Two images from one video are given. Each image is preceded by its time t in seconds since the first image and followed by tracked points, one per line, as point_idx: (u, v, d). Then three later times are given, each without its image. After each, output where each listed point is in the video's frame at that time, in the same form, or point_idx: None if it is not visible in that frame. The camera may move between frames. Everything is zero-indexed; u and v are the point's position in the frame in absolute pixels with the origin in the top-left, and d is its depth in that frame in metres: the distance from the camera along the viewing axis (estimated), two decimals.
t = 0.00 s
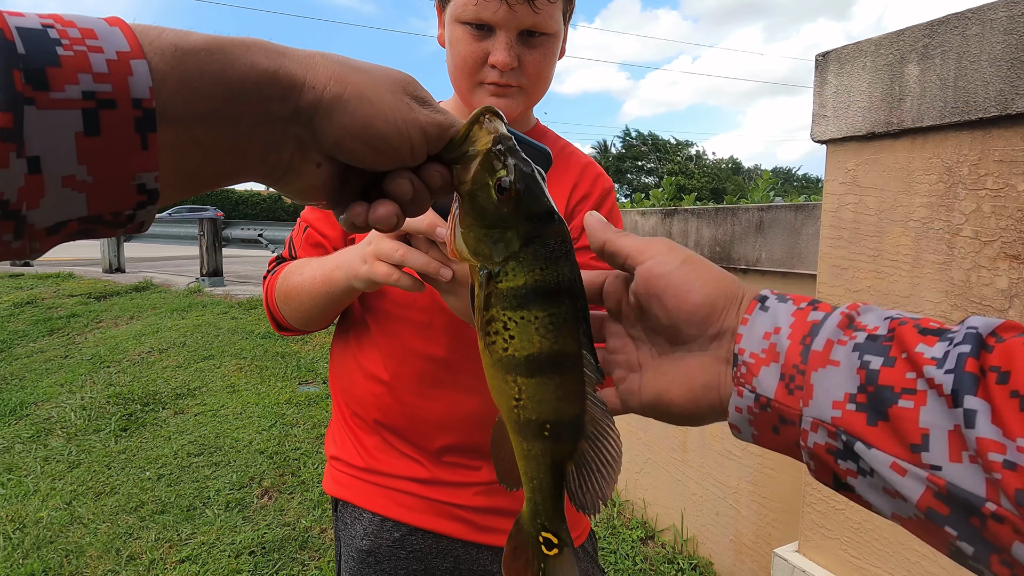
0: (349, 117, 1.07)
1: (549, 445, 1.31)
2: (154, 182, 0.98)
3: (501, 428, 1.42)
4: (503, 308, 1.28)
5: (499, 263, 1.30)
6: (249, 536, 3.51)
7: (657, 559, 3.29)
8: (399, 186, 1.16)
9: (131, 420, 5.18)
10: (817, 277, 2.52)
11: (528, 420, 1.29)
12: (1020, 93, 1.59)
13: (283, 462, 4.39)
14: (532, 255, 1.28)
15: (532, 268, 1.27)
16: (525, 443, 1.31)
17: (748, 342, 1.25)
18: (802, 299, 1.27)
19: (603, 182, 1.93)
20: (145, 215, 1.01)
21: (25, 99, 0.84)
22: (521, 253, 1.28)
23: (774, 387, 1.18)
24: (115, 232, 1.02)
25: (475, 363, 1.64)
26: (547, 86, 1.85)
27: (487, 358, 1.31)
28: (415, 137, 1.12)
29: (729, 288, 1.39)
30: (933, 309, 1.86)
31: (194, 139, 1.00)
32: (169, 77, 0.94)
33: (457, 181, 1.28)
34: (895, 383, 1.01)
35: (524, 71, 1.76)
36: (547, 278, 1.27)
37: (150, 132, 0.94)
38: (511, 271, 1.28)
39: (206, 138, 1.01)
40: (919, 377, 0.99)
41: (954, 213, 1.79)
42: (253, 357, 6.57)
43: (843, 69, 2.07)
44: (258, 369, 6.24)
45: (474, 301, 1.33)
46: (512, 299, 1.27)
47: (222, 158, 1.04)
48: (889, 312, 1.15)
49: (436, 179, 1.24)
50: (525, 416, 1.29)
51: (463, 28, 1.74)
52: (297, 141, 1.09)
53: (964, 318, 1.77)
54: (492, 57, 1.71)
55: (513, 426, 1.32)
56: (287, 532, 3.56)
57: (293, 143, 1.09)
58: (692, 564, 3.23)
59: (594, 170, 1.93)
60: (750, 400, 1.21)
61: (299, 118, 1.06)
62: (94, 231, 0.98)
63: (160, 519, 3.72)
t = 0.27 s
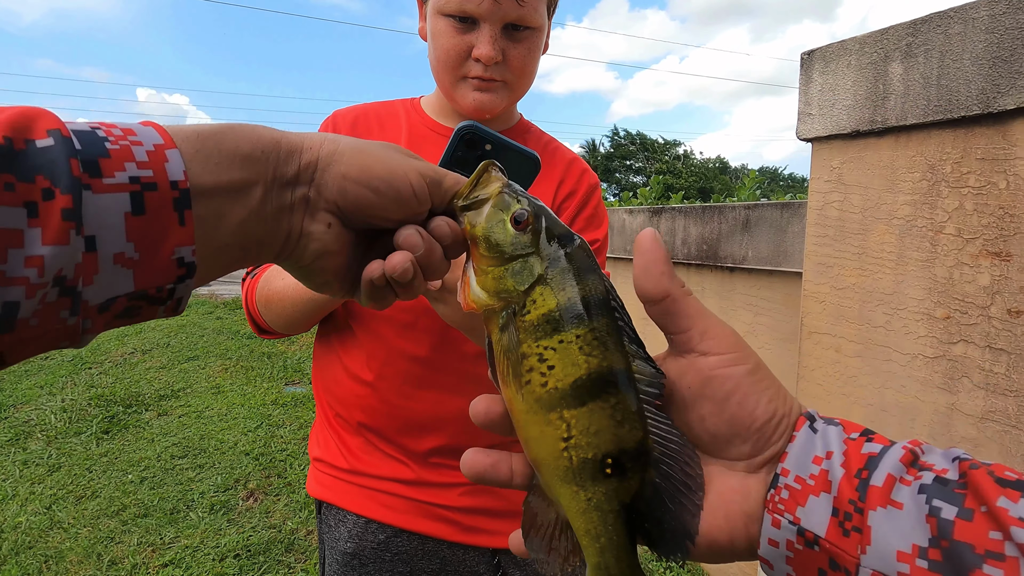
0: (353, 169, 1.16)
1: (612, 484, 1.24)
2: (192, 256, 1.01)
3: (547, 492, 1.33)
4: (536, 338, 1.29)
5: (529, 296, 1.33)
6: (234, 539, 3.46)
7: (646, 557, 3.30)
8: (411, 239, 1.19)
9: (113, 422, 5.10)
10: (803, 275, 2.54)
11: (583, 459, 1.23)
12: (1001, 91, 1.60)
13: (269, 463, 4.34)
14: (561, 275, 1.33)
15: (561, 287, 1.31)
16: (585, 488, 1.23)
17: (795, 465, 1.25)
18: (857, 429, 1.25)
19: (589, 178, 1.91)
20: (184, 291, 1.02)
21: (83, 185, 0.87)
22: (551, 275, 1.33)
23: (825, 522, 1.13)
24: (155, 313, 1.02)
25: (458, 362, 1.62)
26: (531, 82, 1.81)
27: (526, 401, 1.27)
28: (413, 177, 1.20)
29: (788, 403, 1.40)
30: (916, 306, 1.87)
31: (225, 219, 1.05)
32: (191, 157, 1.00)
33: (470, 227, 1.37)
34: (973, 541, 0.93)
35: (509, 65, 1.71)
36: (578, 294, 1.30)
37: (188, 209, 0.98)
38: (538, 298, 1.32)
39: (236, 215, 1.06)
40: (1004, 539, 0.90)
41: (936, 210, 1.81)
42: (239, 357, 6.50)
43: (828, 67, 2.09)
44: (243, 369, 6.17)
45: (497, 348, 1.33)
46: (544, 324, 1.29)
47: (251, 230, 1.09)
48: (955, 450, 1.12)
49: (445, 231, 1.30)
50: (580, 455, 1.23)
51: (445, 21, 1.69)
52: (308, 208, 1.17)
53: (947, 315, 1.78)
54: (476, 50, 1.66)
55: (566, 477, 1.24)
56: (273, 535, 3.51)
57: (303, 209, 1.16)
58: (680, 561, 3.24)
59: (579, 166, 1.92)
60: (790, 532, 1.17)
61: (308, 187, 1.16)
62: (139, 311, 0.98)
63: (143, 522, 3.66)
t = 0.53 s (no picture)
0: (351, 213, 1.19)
1: (636, 521, 1.05)
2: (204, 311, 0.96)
3: (558, 545, 1.12)
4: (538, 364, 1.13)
5: (528, 313, 1.19)
6: (218, 542, 3.41)
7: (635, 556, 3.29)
8: (409, 283, 1.24)
9: (95, 424, 5.01)
10: (790, 273, 2.53)
11: (600, 499, 1.05)
12: (987, 89, 1.60)
13: (255, 465, 4.29)
14: (564, 288, 1.19)
15: (564, 303, 1.17)
16: (604, 530, 1.05)
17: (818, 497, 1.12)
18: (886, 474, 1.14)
19: (570, 169, 1.88)
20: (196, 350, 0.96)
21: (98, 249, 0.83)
22: (552, 290, 1.20)
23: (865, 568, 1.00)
24: (166, 370, 0.95)
25: (446, 359, 1.60)
26: (506, 72, 1.76)
27: (535, 436, 1.10)
28: (410, 215, 1.24)
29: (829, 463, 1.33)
30: (903, 304, 1.87)
31: (231, 271, 1.03)
32: (197, 216, 0.99)
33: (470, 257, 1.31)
34: None
35: (484, 55, 1.66)
36: (582, 309, 1.17)
37: (198, 267, 0.95)
38: (539, 315, 1.18)
39: (241, 267, 1.04)
40: None
41: (923, 208, 1.80)
42: (225, 357, 6.42)
43: (815, 65, 2.08)
44: (229, 370, 6.10)
45: (497, 380, 1.17)
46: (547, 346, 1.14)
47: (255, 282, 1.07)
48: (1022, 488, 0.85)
49: (444, 270, 1.33)
50: (595, 494, 1.05)
51: (416, 7, 1.64)
52: (306, 257, 1.19)
53: (933, 313, 1.78)
54: (449, 39, 1.60)
55: (580, 520, 1.06)
56: (258, 538, 3.46)
57: (300, 256, 1.17)
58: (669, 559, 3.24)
59: (560, 157, 1.88)
60: None
61: (305, 235, 1.18)
62: (151, 369, 0.91)
63: (125, 527, 3.59)
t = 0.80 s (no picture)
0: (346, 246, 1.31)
1: (633, 533, 1.05)
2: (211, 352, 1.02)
3: (560, 556, 1.15)
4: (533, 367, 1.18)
5: (524, 321, 1.26)
6: (207, 542, 3.37)
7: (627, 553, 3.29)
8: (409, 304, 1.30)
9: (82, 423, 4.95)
10: (781, 270, 2.53)
11: (594, 506, 1.06)
12: (976, 85, 1.59)
13: (245, 464, 4.25)
14: (557, 295, 1.26)
15: (558, 306, 1.23)
16: (601, 540, 1.06)
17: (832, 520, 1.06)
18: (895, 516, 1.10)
19: (547, 154, 1.88)
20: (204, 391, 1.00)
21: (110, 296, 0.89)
22: (545, 296, 1.27)
23: None
24: (178, 416, 0.98)
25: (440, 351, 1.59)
26: (472, 65, 1.73)
27: (530, 442, 1.14)
28: (402, 242, 1.35)
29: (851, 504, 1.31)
30: (893, 301, 1.87)
31: (236, 311, 1.10)
32: (201, 260, 1.09)
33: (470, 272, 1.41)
34: None
35: (449, 50, 1.64)
36: (576, 313, 1.22)
37: (203, 310, 1.02)
38: (535, 322, 1.24)
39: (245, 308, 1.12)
40: None
41: (913, 205, 1.80)
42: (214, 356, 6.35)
43: (806, 60, 2.07)
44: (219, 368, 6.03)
45: (496, 388, 1.22)
46: (543, 349, 1.19)
47: (257, 325, 1.14)
48: None
49: (442, 291, 1.41)
50: (588, 501, 1.07)
51: None
52: (307, 293, 1.28)
53: (923, 310, 1.78)
54: (413, 34, 1.57)
55: (577, 526, 1.09)
56: (248, 538, 3.43)
57: (301, 292, 1.27)
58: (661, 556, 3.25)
59: (535, 142, 1.87)
60: None
61: (304, 271, 1.28)
62: (163, 413, 0.95)
63: (112, 527, 3.55)
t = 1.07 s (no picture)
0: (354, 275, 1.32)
1: (585, 545, 1.08)
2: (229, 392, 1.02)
3: (518, 553, 1.20)
4: (516, 371, 1.21)
5: (517, 326, 1.27)
6: (202, 540, 3.35)
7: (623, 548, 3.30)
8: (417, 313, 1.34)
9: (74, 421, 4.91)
10: (777, 265, 2.54)
11: (553, 514, 1.10)
12: (973, 79, 1.60)
13: (239, 461, 4.22)
14: (551, 304, 1.26)
15: (549, 317, 1.23)
16: (555, 547, 1.10)
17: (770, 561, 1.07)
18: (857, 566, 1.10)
19: (535, 142, 1.87)
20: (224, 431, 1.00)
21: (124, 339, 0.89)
22: (540, 304, 1.27)
23: None
24: (198, 460, 0.97)
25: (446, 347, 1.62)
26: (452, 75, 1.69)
27: (505, 444, 1.19)
28: (404, 254, 1.38)
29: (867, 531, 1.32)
30: (889, 296, 1.87)
31: (250, 348, 1.10)
32: (209, 298, 1.08)
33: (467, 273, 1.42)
34: None
35: (429, 67, 1.59)
36: (568, 324, 1.23)
37: (219, 348, 1.02)
38: (526, 329, 1.25)
39: (258, 345, 1.12)
40: None
41: (909, 199, 1.80)
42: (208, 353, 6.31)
43: (803, 55, 2.07)
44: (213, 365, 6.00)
45: (483, 389, 1.26)
46: (528, 355, 1.21)
47: (273, 361, 1.14)
48: (975, 521, 0.88)
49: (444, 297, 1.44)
50: (549, 508, 1.11)
51: (351, 12, 1.51)
52: (322, 323, 1.29)
53: (919, 304, 1.79)
54: (391, 54, 1.53)
55: (536, 529, 1.13)
56: (243, 535, 3.41)
57: (315, 323, 1.27)
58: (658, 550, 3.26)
59: (521, 131, 1.86)
60: None
61: (315, 302, 1.29)
62: (184, 459, 0.94)
63: (106, 525, 3.52)
